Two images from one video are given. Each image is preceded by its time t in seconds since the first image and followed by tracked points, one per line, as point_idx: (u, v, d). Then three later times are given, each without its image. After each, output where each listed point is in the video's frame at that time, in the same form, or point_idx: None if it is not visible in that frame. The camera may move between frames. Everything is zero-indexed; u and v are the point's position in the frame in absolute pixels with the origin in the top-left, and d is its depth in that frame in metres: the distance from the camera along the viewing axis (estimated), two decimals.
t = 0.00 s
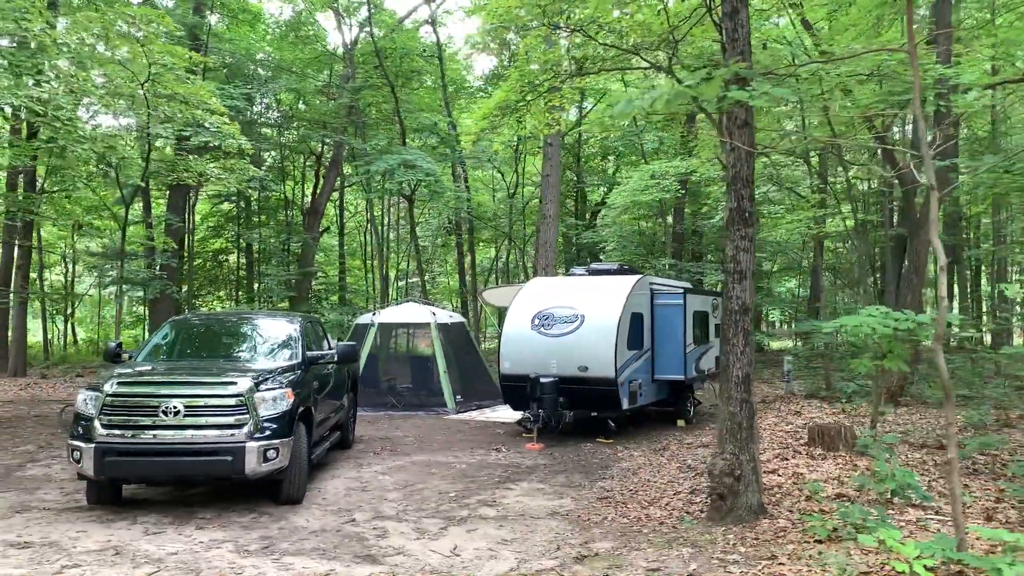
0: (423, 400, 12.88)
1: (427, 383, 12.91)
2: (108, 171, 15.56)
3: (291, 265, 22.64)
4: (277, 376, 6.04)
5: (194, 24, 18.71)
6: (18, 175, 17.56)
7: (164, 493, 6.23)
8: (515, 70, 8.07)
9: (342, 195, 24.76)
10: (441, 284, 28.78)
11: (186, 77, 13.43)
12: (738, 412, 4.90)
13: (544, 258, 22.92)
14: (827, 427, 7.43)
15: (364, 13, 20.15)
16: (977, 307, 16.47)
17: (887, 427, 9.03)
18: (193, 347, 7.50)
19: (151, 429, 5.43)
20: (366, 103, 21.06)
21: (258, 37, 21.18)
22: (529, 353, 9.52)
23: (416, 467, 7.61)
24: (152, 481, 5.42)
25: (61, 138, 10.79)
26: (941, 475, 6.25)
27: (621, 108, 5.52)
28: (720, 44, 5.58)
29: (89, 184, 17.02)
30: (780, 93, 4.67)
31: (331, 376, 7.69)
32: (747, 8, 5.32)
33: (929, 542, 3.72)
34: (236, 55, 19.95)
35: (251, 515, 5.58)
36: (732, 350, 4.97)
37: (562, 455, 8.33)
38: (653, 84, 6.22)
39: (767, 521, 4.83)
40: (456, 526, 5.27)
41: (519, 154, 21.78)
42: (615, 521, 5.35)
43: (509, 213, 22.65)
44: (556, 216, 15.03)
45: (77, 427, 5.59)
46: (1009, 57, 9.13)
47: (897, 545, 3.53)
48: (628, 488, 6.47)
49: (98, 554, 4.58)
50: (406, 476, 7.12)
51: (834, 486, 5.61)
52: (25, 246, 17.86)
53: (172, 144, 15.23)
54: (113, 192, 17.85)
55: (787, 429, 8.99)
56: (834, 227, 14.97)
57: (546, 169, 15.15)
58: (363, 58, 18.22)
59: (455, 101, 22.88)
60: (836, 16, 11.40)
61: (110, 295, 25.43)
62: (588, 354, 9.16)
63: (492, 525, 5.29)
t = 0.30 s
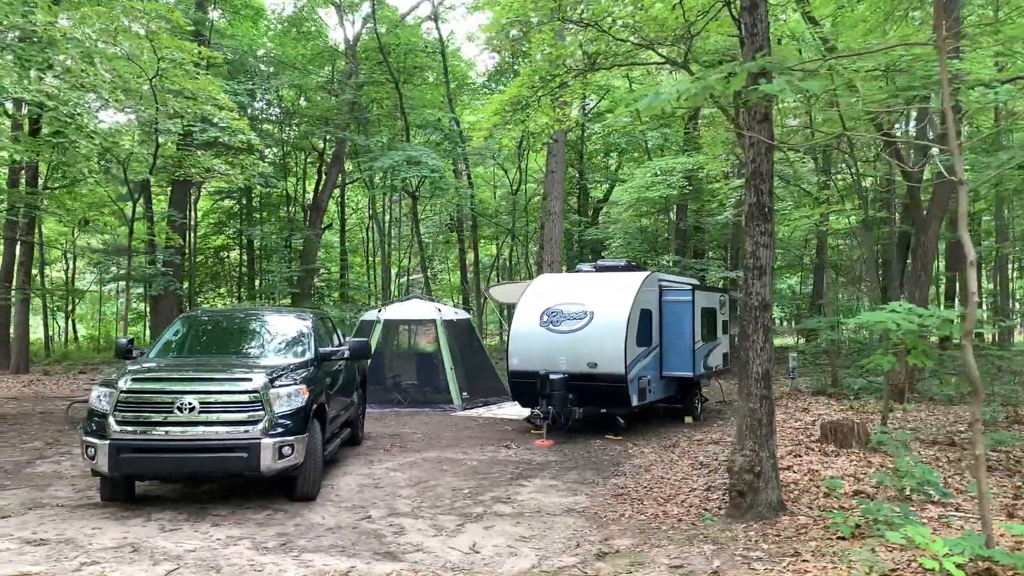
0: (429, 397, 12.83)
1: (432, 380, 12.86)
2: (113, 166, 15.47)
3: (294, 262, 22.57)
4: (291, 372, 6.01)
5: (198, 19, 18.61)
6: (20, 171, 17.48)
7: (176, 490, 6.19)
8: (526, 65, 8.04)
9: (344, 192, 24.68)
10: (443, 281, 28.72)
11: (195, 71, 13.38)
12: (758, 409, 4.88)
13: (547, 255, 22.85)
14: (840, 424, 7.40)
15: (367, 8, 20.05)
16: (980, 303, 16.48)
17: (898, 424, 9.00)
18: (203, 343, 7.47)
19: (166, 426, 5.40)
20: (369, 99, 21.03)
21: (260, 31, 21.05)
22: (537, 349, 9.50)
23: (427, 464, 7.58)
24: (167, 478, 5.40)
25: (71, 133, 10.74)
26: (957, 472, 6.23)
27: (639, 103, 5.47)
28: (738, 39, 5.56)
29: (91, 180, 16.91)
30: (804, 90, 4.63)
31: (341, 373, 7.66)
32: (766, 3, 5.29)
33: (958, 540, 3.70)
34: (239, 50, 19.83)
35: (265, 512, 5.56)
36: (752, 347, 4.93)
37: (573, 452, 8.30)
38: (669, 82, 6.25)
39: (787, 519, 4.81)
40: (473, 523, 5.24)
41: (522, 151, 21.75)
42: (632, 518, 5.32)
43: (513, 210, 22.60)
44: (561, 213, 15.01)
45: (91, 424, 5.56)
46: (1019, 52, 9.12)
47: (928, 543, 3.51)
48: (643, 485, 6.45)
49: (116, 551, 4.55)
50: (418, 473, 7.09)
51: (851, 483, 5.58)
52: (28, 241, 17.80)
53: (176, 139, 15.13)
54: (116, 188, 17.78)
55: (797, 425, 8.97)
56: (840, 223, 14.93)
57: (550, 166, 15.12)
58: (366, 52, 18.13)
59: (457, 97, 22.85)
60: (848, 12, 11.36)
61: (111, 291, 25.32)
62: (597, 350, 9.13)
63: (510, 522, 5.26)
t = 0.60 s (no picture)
0: (435, 394, 12.79)
1: (437, 377, 12.83)
2: (114, 163, 15.36)
3: (297, 259, 22.47)
4: (305, 368, 5.98)
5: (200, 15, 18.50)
6: (22, 167, 17.41)
7: (188, 488, 6.16)
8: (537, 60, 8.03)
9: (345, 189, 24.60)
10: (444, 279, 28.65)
11: (202, 67, 13.34)
12: (777, 405, 4.86)
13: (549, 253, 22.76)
14: (852, 421, 7.40)
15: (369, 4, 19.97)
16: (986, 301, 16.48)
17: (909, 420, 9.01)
18: (213, 339, 7.43)
19: (181, 422, 5.37)
20: (372, 96, 20.95)
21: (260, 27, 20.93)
22: (546, 346, 9.47)
23: (438, 461, 7.55)
24: (181, 475, 5.37)
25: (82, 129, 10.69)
26: (972, 468, 6.23)
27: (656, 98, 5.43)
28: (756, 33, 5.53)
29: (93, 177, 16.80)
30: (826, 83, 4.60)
31: (351, 370, 7.64)
32: None
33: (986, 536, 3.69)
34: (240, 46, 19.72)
35: (280, 509, 5.52)
36: (772, 342, 4.91)
37: (583, 449, 8.27)
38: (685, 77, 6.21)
39: (807, 515, 4.80)
40: (490, 520, 5.22)
41: (524, 148, 21.73)
42: (649, 515, 5.29)
43: (515, 208, 22.58)
44: (565, 210, 15.00)
45: (104, 420, 5.53)
46: None
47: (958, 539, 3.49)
48: (656, 482, 6.43)
49: (132, 548, 4.51)
50: (430, 470, 7.06)
51: (868, 480, 5.57)
52: (30, 238, 17.74)
53: (178, 137, 15.04)
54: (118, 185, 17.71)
55: (807, 422, 8.95)
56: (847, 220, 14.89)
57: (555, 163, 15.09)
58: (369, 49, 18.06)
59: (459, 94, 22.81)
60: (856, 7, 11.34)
61: (112, 289, 25.21)
62: (607, 348, 9.11)
63: (527, 518, 5.24)
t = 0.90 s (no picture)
0: (441, 392, 12.76)
1: (444, 374, 12.79)
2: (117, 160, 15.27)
3: (299, 256, 22.39)
4: (319, 365, 5.94)
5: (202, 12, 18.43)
6: (24, 163, 17.31)
7: (201, 486, 6.13)
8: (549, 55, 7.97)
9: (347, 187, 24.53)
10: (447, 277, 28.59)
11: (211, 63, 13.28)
12: (798, 403, 4.83)
13: (553, 250, 22.69)
14: (866, 419, 7.37)
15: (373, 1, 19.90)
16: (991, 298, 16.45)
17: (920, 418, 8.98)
18: (225, 337, 7.40)
19: (196, 420, 5.34)
20: (375, 93, 20.90)
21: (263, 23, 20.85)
22: (556, 344, 9.44)
23: (449, 459, 7.52)
24: (196, 473, 5.34)
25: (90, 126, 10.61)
26: (989, 466, 6.21)
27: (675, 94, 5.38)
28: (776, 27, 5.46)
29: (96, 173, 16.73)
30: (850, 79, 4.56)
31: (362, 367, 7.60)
32: None
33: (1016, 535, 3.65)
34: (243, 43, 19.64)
35: (295, 507, 5.49)
36: (792, 340, 4.88)
37: (594, 447, 8.24)
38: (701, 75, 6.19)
39: (828, 514, 4.78)
40: (507, 519, 5.18)
41: (528, 145, 21.66)
42: (667, 513, 5.27)
43: (518, 205, 22.52)
44: (571, 208, 15.04)
45: (118, 419, 5.50)
46: None
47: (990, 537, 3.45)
48: (671, 480, 6.40)
49: (150, 547, 4.48)
50: (442, 468, 7.03)
51: (887, 478, 5.55)
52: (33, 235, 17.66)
53: (183, 133, 14.96)
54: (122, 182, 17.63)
55: (817, 419, 8.92)
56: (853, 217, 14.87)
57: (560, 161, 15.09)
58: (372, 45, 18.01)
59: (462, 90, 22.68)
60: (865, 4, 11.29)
61: (113, 286, 25.12)
62: (618, 345, 9.07)
63: (545, 517, 5.21)
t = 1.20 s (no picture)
0: (448, 390, 12.72)
1: (450, 372, 12.76)
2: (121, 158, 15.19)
3: (302, 253, 22.30)
4: (334, 364, 5.91)
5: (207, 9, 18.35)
6: (27, 160, 17.22)
7: (215, 485, 6.11)
8: (562, 52, 7.94)
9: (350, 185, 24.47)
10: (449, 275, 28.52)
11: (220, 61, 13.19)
12: (818, 402, 4.80)
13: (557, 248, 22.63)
14: (880, 417, 7.34)
15: None
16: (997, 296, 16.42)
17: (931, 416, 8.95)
18: (236, 335, 7.37)
19: (212, 418, 5.32)
20: (380, 90, 20.83)
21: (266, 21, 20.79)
22: (565, 342, 9.41)
23: (461, 458, 7.49)
24: (212, 472, 5.31)
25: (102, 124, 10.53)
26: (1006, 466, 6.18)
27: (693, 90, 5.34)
28: (795, 24, 5.43)
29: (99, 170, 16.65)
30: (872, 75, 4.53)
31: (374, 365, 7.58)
32: None
33: None
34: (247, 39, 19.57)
35: (311, 506, 5.47)
36: (812, 339, 4.86)
37: (605, 445, 8.22)
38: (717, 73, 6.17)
39: (849, 513, 4.75)
40: (525, 518, 5.16)
41: (532, 143, 21.59)
42: (686, 512, 5.24)
43: (521, 203, 22.48)
44: (577, 205, 15.06)
45: (133, 417, 5.47)
46: None
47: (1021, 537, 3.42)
48: (686, 479, 6.37)
49: (169, 547, 4.45)
50: (454, 466, 7.00)
51: (904, 477, 5.52)
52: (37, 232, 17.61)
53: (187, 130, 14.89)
54: (125, 179, 17.58)
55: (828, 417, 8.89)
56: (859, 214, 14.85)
57: (565, 159, 15.06)
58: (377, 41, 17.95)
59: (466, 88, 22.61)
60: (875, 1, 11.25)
61: (115, 284, 25.02)
62: (627, 343, 9.04)
63: (563, 516, 5.18)
